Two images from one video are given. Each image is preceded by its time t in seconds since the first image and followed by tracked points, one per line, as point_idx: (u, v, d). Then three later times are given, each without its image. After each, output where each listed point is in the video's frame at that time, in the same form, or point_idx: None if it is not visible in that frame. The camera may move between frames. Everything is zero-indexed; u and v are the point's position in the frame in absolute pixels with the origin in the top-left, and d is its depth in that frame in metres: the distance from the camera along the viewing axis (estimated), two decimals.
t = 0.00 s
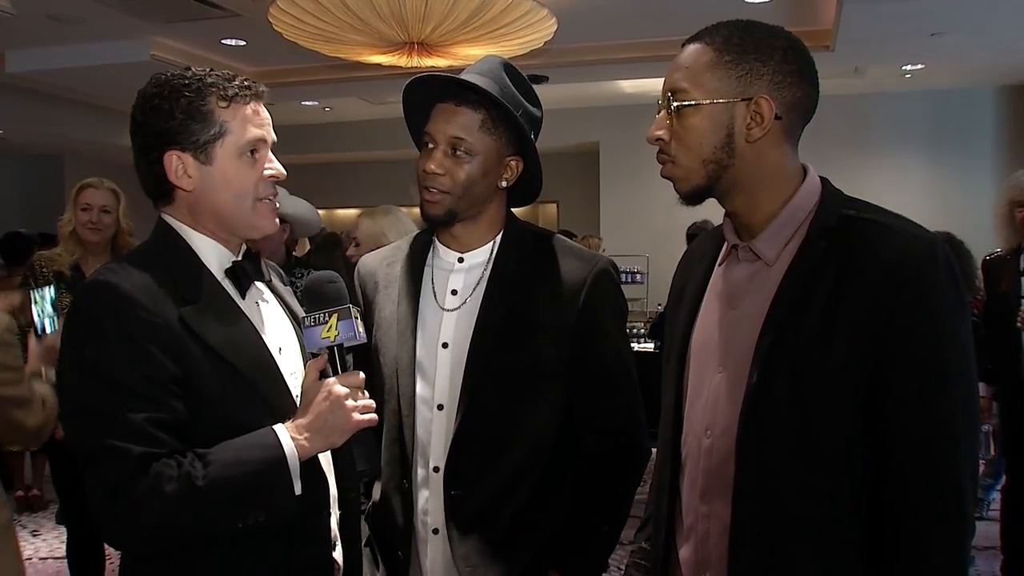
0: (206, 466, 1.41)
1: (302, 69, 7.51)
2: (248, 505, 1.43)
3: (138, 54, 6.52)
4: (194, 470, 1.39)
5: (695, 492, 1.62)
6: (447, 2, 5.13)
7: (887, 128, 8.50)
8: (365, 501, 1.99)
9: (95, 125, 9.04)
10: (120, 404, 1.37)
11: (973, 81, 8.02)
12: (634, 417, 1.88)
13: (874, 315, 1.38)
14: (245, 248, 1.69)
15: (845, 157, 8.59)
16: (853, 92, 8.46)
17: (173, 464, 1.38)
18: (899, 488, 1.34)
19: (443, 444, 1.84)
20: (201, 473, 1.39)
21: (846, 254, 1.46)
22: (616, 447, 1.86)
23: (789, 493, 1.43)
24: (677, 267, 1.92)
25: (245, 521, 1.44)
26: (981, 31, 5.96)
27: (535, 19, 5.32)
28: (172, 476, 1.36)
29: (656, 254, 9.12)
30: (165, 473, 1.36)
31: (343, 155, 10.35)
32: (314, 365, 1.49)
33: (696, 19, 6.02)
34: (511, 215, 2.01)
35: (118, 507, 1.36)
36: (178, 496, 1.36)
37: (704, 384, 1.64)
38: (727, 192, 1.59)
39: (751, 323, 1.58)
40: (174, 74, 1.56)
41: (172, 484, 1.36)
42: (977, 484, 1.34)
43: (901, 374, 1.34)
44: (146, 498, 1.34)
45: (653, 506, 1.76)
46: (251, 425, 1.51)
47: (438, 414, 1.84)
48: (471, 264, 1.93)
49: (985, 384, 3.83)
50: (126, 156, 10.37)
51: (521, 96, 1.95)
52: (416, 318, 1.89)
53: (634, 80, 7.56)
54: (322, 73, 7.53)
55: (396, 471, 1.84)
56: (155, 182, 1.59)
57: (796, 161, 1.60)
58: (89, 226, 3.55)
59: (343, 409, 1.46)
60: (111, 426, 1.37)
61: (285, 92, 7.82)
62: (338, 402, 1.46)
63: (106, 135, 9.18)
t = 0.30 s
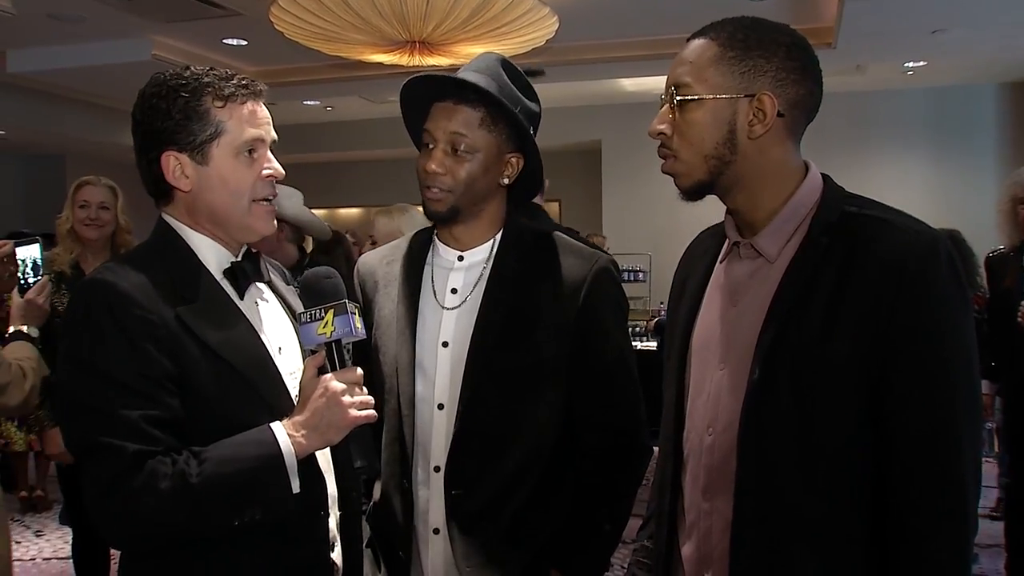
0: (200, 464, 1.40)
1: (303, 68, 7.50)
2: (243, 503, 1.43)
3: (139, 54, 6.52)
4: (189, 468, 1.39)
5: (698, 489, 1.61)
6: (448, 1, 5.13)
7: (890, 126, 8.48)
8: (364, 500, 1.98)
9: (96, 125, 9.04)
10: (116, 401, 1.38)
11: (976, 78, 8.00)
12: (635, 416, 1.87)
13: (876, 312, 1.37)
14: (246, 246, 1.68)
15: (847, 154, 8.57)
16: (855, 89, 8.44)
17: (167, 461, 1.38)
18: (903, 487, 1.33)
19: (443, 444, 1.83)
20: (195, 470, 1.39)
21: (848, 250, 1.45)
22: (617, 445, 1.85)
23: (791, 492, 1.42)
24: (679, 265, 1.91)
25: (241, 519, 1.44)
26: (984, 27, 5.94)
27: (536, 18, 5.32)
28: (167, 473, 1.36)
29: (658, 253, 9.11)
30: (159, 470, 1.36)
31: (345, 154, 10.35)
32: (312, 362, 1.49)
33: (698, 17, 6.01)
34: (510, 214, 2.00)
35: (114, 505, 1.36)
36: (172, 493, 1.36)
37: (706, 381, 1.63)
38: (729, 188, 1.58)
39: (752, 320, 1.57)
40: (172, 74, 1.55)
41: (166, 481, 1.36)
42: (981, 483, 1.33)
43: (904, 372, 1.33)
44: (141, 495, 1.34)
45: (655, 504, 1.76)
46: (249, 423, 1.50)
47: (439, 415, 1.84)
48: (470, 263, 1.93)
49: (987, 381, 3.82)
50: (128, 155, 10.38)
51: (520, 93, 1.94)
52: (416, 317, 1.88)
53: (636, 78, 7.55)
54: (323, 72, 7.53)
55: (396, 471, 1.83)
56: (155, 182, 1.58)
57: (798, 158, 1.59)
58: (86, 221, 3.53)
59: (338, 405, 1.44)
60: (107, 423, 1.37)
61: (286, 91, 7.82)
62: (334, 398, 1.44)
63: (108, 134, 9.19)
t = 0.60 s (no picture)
0: (200, 460, 1.40)
1: (306, 70, 7.51)
2: (241, 504, 1.42)
3: (142, 56, 6.53)
4: (188, 465, 1.39)
5: (701, 488, 1.61)
6: (450, 2, 5.13)
7: (893, 124, 8.45)
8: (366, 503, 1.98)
9: (100, 127, 9.07)
10: (116, 397, 1.38)
11: (980, 77, 7.97)
12: (636, 415, 1.87)
13: (878, 310, 1.37)
14: (247, 249, 1.69)
15: (851, 153, 8.55)
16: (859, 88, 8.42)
17: (167, 458, 1.38)
18: (905, 485, 1.33)
19: (443, 446, 1.83)
20: (194, 467, 1.39)
21: (849, 248, 1.44)
22: (618, 444, 1.85)
23: (793, 490, 1.41)
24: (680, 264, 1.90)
25: (241, 518, 1.43)
26: (987, 26, 5.92)
27: (538, 19, 5.32)
28: (166, 470, 1.36)
29: (661, 252, 9.10)
30: (158, 467, 1.36)
31: (348, 155, 10.36)
32: (312, 359, 1.51)
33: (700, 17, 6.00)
34: (509, 214, 2.00)
35: (112, 501, 1.36)
36: (171, 489, 1.35)
37: (707, 379, 1.63)
38: (731, 189, 1.57)
39: (753, 318, 1.57)
40: (175, 75, 1.56)
41: (165, 477, 1.35)
42: (983, 482, 1.32)
43: (906, 369, 1.32)
44: (140, 491, 1.34)
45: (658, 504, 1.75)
46: (247, 424, 1.50)
47: (438, 416, 1.84)
48: (469, 264, 1.92)
49: (992, 380, 3.81)
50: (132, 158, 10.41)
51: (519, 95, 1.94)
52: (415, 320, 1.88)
53: (639, 78, 7.53)
54: (326, 73, 7.53)
55: (397, 473, 1.82)
56: (155, 182, 1.59)
57: (799, 158, 1.59)
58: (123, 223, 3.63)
59: (339, 402, 1.43)
60: (105, 419, 1.37)
61: (289, 92, 7.83)
62: (335, 395, 1.43)
63: (112, 137, 9.21)
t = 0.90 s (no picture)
0: (195, 470, 1.41)
1: (308, 68, 7.52)
2: (235, 512, 1.43)
3: (145, 54, 6.54)
4: (183, 474, 1.39)
5: (703, 485, 1.61)
6: None
7: (897, 122, 8.44)
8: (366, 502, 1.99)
9: (103, 126, 9.09)
10: (111, 404, 1.38)
11: (984, 74, 7.95)
12: (636, 413, 1.87)
13: (880, 307, 1.36)
14: (246, 248, 1.69)
15: (855, 151, 8.53)
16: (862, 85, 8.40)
17: (162, 467, 1.39)
18: (907, 482, 1.33)
19: (444, 446, 1.83)
20: (190, 477, 1.40)
21: (851, 246, 1.44)
22: (619, 443, 1.84)
23: (795, 486, 1.41)
24: (680, 263, 1.90)
25: (235, 526, 1.44)
26: (991, 24, 5.90)
27: (541, 17, 5.32)
28: (161, 479, 1.37)
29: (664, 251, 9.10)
30: (154, 476, 1.37)
31: (351, 153, 10.37)
32: (310, 371, 1.45)
33: (703, 15, 5.99)
34: (507, 212, 2.00)
35: (107, 507, 1.37)
36: (166, 498, 1.36)
37: (708, 377, 1.63)
38: (731, 187, 1.57)
39: (754, 317, 1.57)
40: (174, 74, 1.56)
41: (160, 486, 1.36)
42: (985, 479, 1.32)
43: (910, 365, 1.32)
44: (135, 500, 1.35)
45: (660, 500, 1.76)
46: (244, 429, 1.51)
47: (438, 415, 1.84)
48: (469, 263, 1.93)
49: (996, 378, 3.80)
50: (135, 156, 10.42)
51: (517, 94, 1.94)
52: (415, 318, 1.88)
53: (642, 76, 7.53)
54: (329, 72, 7.54)
55: (398, 473, 1.82)
56: (152, 181, 1.59)
57: (799, 156, 1.59)
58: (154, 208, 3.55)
59: (335, 417, 1.42)
60: (100, 426, 1.37)
61: (291, 91, 7.84)
62: (331, 411, 1.42)
63: (115, 135, 9.22)
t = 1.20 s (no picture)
0: (197, 459, 1.41)
1: (311, 68, 7.52)
2: (237, 503, 1.43)
3: (148, 55, 6.55)
4: (185, 463, 1.39)
5: (707, 483, 1.61)
6: None
7: (901, 122, 8.42)
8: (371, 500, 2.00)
9: (107, 126, 9.10)
10: (114, 396, 1.38)
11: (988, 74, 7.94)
12: (639, 412, 1.86)
13: (885, 306, 1.36)
14: (249, 248, 1.69)
15: (858, 151, 8.52)
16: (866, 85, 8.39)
17: (165, 457, 1.39)
18: (911, 482, 1.32)
19: (448, 445, 1.83)
20: (191, 466, 1.40)
21: (855, 246, 1.44)
22: (623, 441, 1.84)
23: (800, 484, 1.41)
24: (683, 261, 1.90)
25: (237, 517, 1.43)
26: (995, 23, 5.89)
27: (544, 17, 5.32)
28: (163, 468, 1.37)
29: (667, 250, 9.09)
30: (155, 465, 1.37)
31: (354, 153, 10.38)
32: (312, 359, 1.51)
33: (707, 15, 5.98)
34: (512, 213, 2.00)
35: (110, 499, 1.37)
36: (168, 487, 1.36)
37: (712, 376, 1.63)
38: (738, 186, 1.57)
39: (758, 315, 1.57)
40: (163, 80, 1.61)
41: (162, 475, 1.36)
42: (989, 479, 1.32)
43: (914, 365, 1.32)
44: (138, 489, 1.35)
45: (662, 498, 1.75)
46: (246, 422, 1.51)
47: (443, 415, 1.84)
48: (474, 262, 1.92)
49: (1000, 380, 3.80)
50: (139, 156, 10.44)
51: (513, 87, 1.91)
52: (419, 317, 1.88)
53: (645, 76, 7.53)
54: (332, 72, 7.54)
55: (402, 472, 1.82)
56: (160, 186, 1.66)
57: (807, 156, 1.59)
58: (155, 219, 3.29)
59: (336, 402, 1.42)
60: (102, 417, 1.37)
61: (295, 91, 7.85)
62: (332, 395, 1.42)
63: (120, 135, 9.24)
